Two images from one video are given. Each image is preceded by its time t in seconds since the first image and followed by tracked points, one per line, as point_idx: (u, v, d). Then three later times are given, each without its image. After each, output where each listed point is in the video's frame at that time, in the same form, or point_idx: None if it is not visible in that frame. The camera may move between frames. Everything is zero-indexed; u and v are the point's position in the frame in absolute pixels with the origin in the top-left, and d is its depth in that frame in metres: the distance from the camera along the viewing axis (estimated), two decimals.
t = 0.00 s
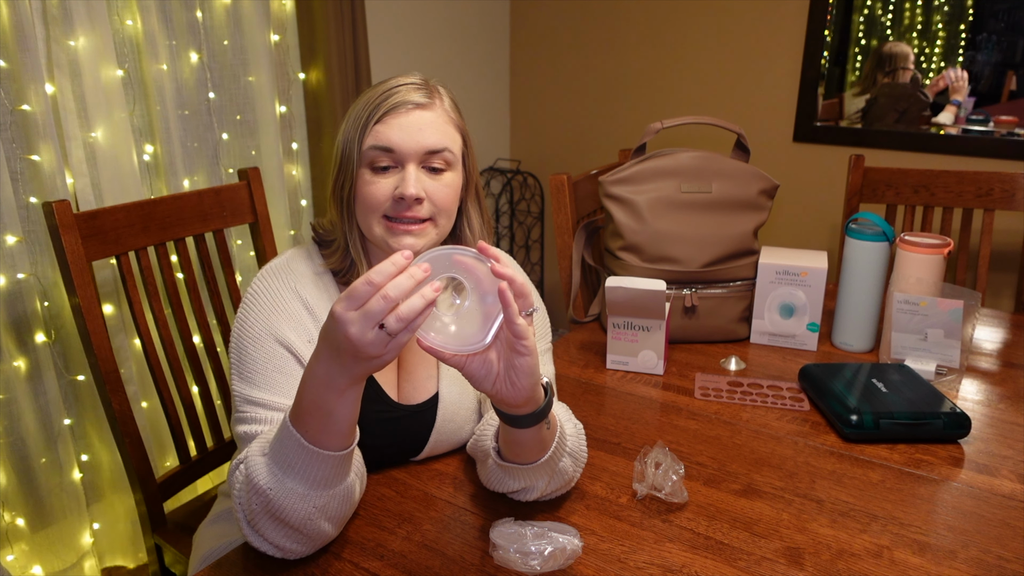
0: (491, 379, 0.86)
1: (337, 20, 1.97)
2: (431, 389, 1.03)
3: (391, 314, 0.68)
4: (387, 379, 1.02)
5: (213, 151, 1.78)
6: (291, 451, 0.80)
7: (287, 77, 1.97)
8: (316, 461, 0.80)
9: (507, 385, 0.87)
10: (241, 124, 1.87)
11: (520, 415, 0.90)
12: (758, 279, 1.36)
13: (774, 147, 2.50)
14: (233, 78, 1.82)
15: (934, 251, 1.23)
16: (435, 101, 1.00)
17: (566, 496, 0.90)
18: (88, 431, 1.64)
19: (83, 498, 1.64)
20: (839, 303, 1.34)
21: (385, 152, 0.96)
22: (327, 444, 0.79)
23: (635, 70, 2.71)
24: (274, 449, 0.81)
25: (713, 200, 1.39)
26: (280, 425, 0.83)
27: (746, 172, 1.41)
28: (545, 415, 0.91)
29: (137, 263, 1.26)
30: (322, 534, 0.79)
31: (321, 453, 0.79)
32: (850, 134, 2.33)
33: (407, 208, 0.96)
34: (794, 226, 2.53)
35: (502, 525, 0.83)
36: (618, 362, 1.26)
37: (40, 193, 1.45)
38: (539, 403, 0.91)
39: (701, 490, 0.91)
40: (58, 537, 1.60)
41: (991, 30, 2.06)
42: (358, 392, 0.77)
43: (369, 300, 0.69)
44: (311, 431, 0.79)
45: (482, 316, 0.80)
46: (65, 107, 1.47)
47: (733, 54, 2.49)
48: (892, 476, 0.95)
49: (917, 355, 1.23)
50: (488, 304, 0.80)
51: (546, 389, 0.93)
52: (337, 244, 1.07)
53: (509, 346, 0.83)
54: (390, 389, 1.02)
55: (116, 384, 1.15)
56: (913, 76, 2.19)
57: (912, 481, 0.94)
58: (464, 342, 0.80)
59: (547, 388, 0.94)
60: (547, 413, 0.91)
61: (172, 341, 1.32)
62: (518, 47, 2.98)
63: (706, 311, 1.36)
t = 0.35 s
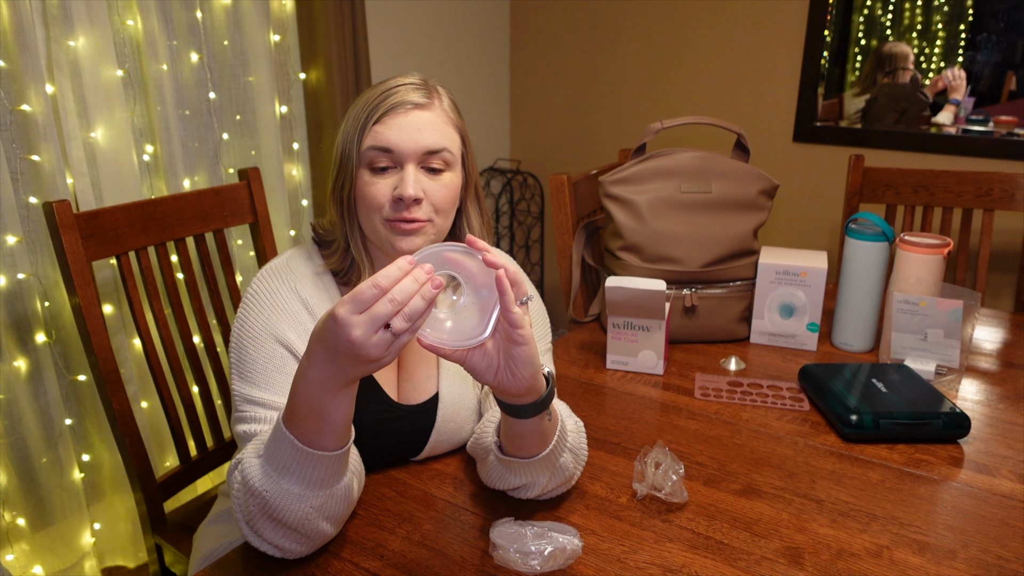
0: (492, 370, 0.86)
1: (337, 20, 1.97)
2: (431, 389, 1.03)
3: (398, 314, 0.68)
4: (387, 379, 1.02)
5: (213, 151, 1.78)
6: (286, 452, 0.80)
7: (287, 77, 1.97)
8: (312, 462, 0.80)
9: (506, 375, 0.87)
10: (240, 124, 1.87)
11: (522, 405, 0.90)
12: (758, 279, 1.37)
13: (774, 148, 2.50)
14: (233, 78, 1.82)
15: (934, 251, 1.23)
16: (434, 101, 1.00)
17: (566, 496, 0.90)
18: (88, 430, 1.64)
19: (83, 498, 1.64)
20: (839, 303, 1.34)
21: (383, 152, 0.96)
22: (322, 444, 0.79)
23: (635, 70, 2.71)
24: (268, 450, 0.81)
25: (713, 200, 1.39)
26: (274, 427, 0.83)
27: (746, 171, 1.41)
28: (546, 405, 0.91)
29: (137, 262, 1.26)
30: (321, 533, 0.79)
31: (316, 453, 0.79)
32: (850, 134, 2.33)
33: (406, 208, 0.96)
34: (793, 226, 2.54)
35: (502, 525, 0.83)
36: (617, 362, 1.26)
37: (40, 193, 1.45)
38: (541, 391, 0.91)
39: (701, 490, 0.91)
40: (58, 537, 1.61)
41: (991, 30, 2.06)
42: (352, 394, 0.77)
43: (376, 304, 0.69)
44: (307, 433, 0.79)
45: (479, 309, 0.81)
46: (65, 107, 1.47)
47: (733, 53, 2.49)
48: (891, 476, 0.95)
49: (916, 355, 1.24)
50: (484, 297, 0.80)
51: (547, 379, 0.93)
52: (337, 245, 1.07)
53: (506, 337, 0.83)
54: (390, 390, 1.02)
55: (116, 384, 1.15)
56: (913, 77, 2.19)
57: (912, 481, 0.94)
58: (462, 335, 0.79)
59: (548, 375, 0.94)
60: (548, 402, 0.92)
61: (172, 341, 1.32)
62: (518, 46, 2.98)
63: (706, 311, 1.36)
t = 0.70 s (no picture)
0: (496, 367, 0.86)
1: (337, 20, 1.97)
2: (432, 391, 1.03)
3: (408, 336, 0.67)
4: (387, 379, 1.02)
5: (213, 151, 1.78)
6: (288, 459, 0.79)
7: (287, 77, 1.97)
8: (314, 469, 0.78)
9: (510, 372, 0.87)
10: (240, 124, 1.87)
11: (523, 399, 0.90)
12: (758, 279, 1.37)
13: (774, 148, 2.50)
14: (233, 78, 1.82)
15: (934, 251, 1.23)
16: (433, 101, 1.00)
17: (566, 496, 0.90)
18: (88, 430, 1.63)
19: (83, 498, 1.64)
20: (839, 303, 1.34)
21: (383, 153, 0.96)
22: (326, 452, 0.78)
23: (635, 70, 2.71)
24: (271, 456, 0.80)
25: (713, 201, 1.39)
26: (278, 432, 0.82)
27: (746, 171, 1.41)
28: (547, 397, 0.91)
29: (137, 263, 1.26)
30: (321, 537, 0.79)
31: (319, 461, 0.78)
32: (850, 134, 2.33)
33: (405, 208, 0.95)
34: (794, 226, 2.53)
35: (502, 525, 0.83)
36: (618, 362, 1.26)
37: (40, 193, 1.45)
38: (542, 384, 0.91)
39: (700, 490, 0.91)
40: (58, 537, 1.61)
41: (991, 30, 2.06)
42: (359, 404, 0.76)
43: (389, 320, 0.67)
44: (310, 439, 0.78)
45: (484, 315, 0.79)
46: (65, 107, 1.47)
47: (733, 53, 2.49)
48: (892, 476, 0.95)
49: (917, 355, 1.23)
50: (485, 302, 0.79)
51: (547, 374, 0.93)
52: (337, 245, 1.07)
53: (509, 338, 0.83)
54: (390, 390, 1.02)
55: (116, 384, 1.15)
56: (913, 76, 2.19)
57: (912, 481, 0.94)
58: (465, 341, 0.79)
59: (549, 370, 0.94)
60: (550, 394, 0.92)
61: (172, 341, 1.32)
62: (518, 47, 2.98)
63: (706, 311, 1.36)
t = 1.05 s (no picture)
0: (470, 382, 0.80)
1: (337, 20, 1.98)
2: (430, 392, 1.03)
3: (348, 318, 0.68)
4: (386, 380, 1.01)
5: (212, 151, 1.78)
6: (290, 462, 0.81)
7: (287, 77, 1.97)
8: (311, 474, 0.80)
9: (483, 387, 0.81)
10: (240, 125, 1.87)
11: (504, 405, 0.86)
12: (758, 279, 1.37)
13: (774, 147, 2.50)
14: (233, 78, 1.82)
15: (934, 251, 1.23)
16: (438, 98, 1.00)
17: (567, 496, 0.90)
18: (88, 430, 1.63)
19: (83, 498, 1.64)
20: (839, 303, 1.34)
21: (387, 147, 0.96)
22: (325, 463, 0.80)
23: (635, 70, 2.71)
24: (278, 455, 0.82)
25: (713, 201, 1.39)
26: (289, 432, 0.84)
27: (746, 171, 1.41)
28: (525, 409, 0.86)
29: (137, 263, 1.26)
30: (306, 542, 0.79)
31: (316, 470, 0.80)
32: (850, 134, 2.33)
33: (408, 202, 0.95)
34: (794, 226, 2.53)
35: (502, 524, 0.83)
36: (617, 362, 1.26)
37: (40, 194, 1.45)
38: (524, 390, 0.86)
39: (700, 490, 0.91)
40: (58, 536, 1.61)
41: (991, 30, 2.06)
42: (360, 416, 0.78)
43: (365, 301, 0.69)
44: (311, 445, 0.79)
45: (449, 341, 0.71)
46: (65, 107, 1.47)
47: (733, 53, 2.49)
48: (892, 476, 0.95)
49: (916, 355, 1.24)
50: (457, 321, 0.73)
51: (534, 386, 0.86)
52: (338, 240, 1.06)
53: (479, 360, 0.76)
54: (390, 390, 1.02)
55: (116, 384, 1.15)
56: (913, 76, 2.20)
57: (912, 481, 0.94)
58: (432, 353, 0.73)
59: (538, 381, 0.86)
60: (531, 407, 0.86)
61: (172, 341, 1.32)
62: (518, 46, 2.98)
63: (706, 311, 1.36)
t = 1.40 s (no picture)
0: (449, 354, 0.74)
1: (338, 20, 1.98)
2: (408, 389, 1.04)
3: (313, 327, 0.69)
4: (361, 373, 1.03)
5: (213, 151, 1.78)
6: (281, 477, 0.80)
7: (287, 77, 1.97)
8: (302, 490, 0.79)
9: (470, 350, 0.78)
10: (240, 124, 1.87)
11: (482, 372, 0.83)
12: (758, 279, 1.37)
13: (774, 147, 2.50)
14: (233, 78, 1.82)
15: (934, 251, 1.23)
16: (369, 75, 1.02)
17: (566, 496, 0.90)
18: (88, 430, 1.63)
19: (83, 498, 1.64)
20: (839, 303, 1.34)
21: (324, 123, 0.95)
22: (315, 480, 0.78)
23: (635, 69, 2.71)
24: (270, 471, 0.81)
25: (713, 201, 1.39)
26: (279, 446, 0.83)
27: (746, 171, 1.41)
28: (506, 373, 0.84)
29: (137, 263, 1.26)
30: (304, 553, 0.79)
31: (308, 487, 0.78)
32: (850, 134, 2.33)
33: (351, 175, 0.94)
34: (794, 226, 2.53)
35: (502, 524, 0.83)
36: (617, 362, 1.26)
37: (41, 194, 1.45)
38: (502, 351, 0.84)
39: (701, 490, 0.91)
40: (58, 536, 1.61)
41: (991, 30, 2.06)
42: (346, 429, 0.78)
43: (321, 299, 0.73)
44: (298, 461, 0.78)
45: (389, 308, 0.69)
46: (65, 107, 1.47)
47: (733, 53, 2.49)
48: (892, 476, 0.95)
49: (916, 355, 1.24)
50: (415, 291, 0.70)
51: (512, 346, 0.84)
52: (280, 233, 1.07)
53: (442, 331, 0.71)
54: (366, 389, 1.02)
55: (116, 384, 1.15)
56: (913, 77, 2.20)
57: (912, 481, 0.94)
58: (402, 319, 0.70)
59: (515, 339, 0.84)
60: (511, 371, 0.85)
61: (173, 342, 1.32)
62: (518, 46, 2.98)
63: (706, 311, 1.36)
